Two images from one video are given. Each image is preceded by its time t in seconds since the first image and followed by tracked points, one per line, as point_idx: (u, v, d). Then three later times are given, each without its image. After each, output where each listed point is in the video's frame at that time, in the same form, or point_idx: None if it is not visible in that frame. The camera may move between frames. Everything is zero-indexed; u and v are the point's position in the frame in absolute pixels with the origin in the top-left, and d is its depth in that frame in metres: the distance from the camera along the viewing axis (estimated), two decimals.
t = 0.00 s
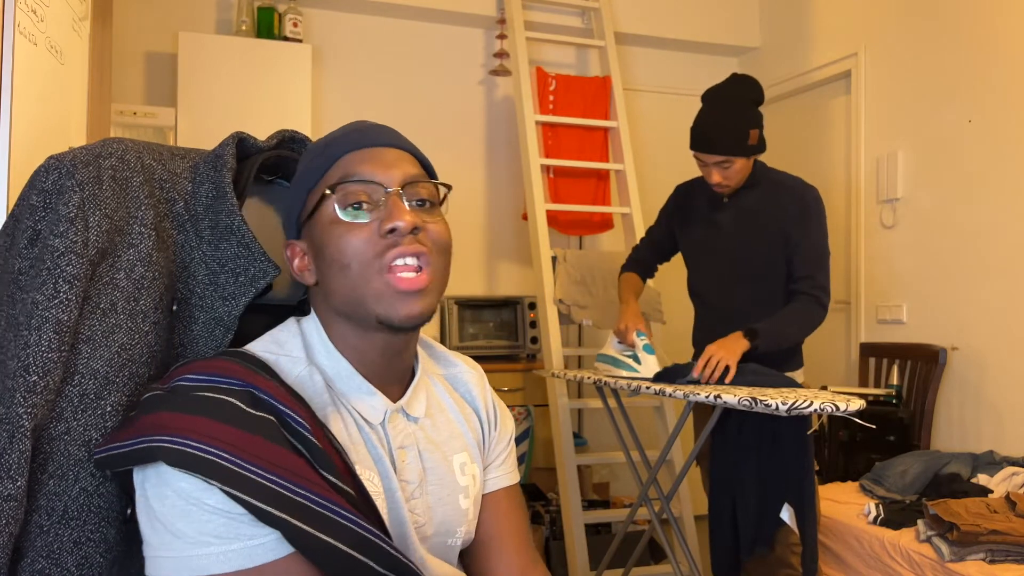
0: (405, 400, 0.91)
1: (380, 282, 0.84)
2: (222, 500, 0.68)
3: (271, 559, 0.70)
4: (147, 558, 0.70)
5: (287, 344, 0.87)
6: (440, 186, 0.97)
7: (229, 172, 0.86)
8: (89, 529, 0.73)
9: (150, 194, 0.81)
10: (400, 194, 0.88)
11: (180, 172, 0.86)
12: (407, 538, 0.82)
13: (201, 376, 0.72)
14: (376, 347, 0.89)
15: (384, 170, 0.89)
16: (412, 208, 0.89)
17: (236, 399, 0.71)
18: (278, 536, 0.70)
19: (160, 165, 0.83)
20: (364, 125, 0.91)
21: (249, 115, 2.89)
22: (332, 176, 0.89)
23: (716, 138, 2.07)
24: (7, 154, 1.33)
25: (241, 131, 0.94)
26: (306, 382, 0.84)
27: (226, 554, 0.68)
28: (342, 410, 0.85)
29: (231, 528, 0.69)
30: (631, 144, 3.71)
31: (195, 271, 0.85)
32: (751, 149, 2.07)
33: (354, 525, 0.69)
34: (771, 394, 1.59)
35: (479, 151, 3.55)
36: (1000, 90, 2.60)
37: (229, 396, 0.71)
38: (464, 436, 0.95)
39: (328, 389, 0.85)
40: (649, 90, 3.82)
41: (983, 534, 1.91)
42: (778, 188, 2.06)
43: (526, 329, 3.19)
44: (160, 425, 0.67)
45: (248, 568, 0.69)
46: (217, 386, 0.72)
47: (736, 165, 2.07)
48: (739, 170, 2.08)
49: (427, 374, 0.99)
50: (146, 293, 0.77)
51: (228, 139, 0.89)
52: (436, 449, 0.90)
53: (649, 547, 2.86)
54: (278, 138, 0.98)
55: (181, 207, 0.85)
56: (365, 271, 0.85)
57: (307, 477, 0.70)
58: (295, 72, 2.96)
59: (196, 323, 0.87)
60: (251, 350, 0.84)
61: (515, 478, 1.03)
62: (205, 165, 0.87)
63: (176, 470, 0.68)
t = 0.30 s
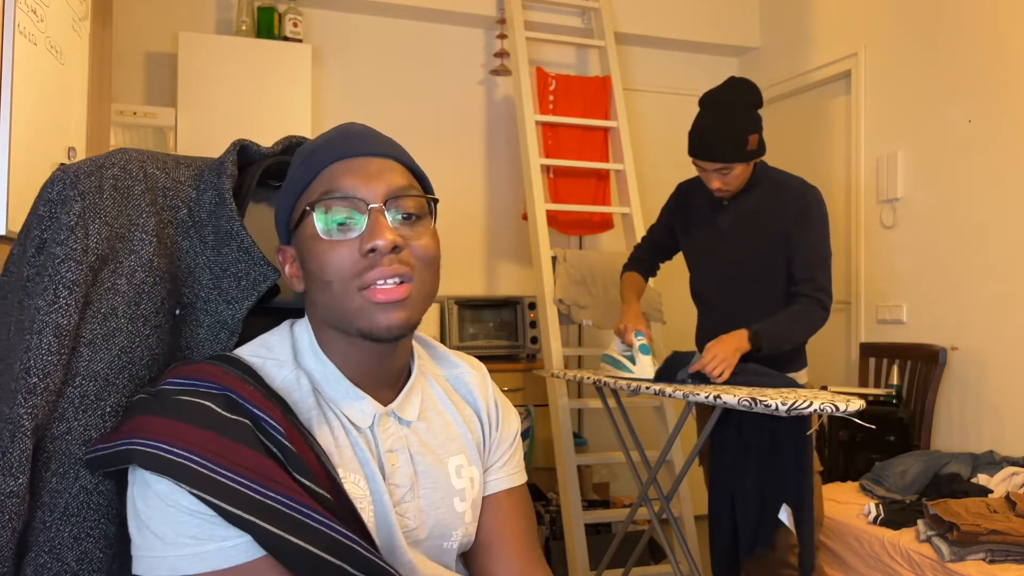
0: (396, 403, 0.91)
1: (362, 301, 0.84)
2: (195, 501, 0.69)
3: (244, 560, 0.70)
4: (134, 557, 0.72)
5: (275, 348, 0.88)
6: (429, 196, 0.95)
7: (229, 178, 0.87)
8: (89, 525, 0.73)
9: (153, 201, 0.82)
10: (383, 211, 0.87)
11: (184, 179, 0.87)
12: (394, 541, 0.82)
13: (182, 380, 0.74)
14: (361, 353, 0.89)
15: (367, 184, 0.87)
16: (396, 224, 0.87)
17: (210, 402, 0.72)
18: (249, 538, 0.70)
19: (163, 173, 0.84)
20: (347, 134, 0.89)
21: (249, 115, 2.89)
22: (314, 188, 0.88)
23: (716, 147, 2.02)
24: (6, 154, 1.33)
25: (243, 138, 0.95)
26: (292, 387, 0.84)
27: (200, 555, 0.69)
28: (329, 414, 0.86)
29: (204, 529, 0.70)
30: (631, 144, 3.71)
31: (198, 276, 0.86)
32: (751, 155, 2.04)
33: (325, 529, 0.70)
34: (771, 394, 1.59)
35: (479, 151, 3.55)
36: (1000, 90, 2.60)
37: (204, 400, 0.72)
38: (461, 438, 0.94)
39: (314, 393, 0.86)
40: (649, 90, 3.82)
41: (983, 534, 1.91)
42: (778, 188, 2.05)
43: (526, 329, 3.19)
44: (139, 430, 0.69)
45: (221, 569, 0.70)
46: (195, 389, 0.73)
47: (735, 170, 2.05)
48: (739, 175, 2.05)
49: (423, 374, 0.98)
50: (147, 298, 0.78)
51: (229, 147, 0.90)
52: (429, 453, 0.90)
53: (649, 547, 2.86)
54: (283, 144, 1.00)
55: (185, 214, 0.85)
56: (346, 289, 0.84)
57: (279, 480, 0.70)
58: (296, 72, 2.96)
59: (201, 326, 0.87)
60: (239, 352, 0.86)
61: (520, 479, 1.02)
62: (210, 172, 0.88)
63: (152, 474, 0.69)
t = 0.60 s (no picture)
0: (392, 404, 0.91)
1: (348, 302, 0.84)
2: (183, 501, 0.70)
3: (230, 560, 0.70)
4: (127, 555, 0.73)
5: (270, 350, 0.88)
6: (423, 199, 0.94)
7: (234, 182, 0.88)
8: (93, 522, 0.74)
9: (159, 206, 0.83)
10: (370, 213, 0.87)
11: (192, 184, 0.88)
12: (386, 544, 0.82)
13: (174, 381, 0.74)
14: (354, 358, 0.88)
15: (355, 186, 0.87)
16: (383, 226, 0.87)
17: (197, 404, 0.72)
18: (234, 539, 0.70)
19: (171, 178, 0.86)
20: (337, 136, 0.90)
21: (250, 115, 2.89)
22: (305, 191, 0.88)
23: (720, 154, 2.00)
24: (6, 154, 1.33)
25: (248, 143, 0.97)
26: (285, 389, 0.85)
27: (188, 554, 0.70)
28: (321, 415, 0.86)
29: (192, 529, 0.70)
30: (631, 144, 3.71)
31: (205, 278, 0.87)
32: (753, 160, 2.02)
33: (309, 531, 0.70)
34: (771, 394, 1.59)
35: (479, 151, 3.55)
36: (1000, 90, 2.60)
37: (190, 401, 0.73)
38: (459, 440, 0.94)
39: (307, 394, 0.86)
40: (650, 90, 3.82)
41: (983, 534, 1.91)
42: (778, 188, 2.05)
43: (526, 329, 3.19)
44: (130, 431, 0.70)
45: (209, 568, 0.70)
46: (184, 389, 0.74)
47: (737, 176, 2.03)
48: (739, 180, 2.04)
49: (421, 374, 0.98)
50: (152, 300, 0.79)
51: (233, 152, 0.92)
52: (424, 455, 0.89)
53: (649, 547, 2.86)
54: (287, 149, 1.01)
55: (191, 217, 0.86)
56: (332, 292, 0.84)
57: (263, 482, 0.70)
58: (296, 72, 2.96)
59: (209, 327, 0.88)
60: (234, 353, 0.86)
61: (526, 479, 1.02)
62: (216, 176, 0.89)
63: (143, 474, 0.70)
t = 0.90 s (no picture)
0: (393, 404, 0.91)
1: (350, 299, 0.84)
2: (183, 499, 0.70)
3: (229, 558, 0.70)
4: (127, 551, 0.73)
5: (272, 349, 0.88)
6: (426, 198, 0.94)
7: (236, 183, 0.88)
8: (95, 521, 0.74)
9: (162, 206, 0.83)
10: (375, 211, 0.87)
11: (195, 184, 0.88)
12: (385, 544, 0.82)
13: (179, 380, 0.74)
14: (356, 358, 0.89)
15: (359, 183, 0.87)
16: (387, 224, 0.87)
17: (199, 403, 0.72)
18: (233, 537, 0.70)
19: (174, 178, 0.86)
20: (341, 134, 0.90)
21: (249, 115, 2.89)
22: (310, 188, 0.88)
23: (721, 156, 1.98)
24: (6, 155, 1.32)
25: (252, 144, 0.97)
26: (286, 388, 0.85)
27: (187, 551, 0.69)
28: (323, 414, 0.86)
29: (192, 526, 0.70)
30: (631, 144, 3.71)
31: (208, 278, 0.87)
32: (753, 164, 2.01)
33: (309, 530, 0.70)
34: (771, 394, 1.59)
35: (478, 151, 3.55)
36: (1000, 91, 2.60)
37: (194, 400, 0.73)
38: (460, 440, 0.94)
39: (308, 394, 0.86)
40: (650, 90, 3.82)
41: (983, 534, 1.91)
42: (779, 188, 2.05)
43: (526, 329, 3.19)
44: (134, 428, 0.70)
45: (208, 566, 0.70)
46: (187, 389, 0.74)
47: (737, 179, 2.02)
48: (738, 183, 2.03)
49: (423, 374, 0.98)
50: (154, 300, 0.79)
51: (236, 153, 0.92)
52: (425, 455, 0.89)
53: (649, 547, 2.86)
54: (291, 149, 1.01)
55: (194, 217, 0.86)
56: (335, 288, 0.84)
57: (262, 480, 0.70)
58: (296, 72, 2.96)
59: (212, 327, 0.88)
60: (237, 353, 0.86)
61: (529, 481, 1.02)
62: (219, 176, 0.89)
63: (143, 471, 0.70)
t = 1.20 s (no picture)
0: (396, 403, 0.91)
1: (369, 301, 0.84)
2: (190, 497, 0.70)
3: (237, 556, 0.70)
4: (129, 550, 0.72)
5: (275, 347, 0.88)
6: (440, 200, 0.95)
7: (235, 181, 0.88)
8: (94, 522, 0.74)
9: (160, 205, 0.83)
10: (396, 211, 0.87)
11: (193, 183, 0.88)
12: (389, 543, 0.82)
13: (183, 377, 0.74)
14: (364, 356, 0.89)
15: (382, 182, 0.87)
16: (407, 225, 0.88)
17: (208, 401, 0.72)
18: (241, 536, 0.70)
19: (172, 177, 0.86)
20: (365, 132, 0.90)
21: (249, 115, 2.89)
22: (330, 184, 0.88)
23: (720, 157, 1.98)
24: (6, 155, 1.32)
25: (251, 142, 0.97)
26: (291, 386, 0.85)
27: (193, 550, 0.69)
28: (328, 413, 0.86)
29: (198, 525, 0.70)
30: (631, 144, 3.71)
31: (206, 277, 0.87)
32: (754, 165, 2.01)
33: (317, 528, 0.70)
34: (771, 394, 1.59)
35: (478, 150, 3.55)
36: (1000, 91, 2.60)
37: (201, 398, 0.72)
38: (461, 440, 0.94)
39: (313, 393, 0.86)
40: (650, 90, 3.82)
41: (983, 534, 1.91)
42: (779, 188, 2.05)
43: (526, 329, 3.18)
44: (140, 426, 0.70)
45: (214, 565, 0.70)
46: (194, 386, 0.73)
47: (739, 181, 2.02)
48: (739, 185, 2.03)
49: (425, 374, 0.98)
50: (153, 299, 0.79)
51: (235, 151, 0.92)
52: (428, 454, 0.89)
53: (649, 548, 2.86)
54: (290, 147, 1.01)
55: (192, 215, 0.86)
56: (353, 286, 0.84)
57: (270, 478, 0.70)
58: (295, 72, 2.95)
59: (210, 327, 0.88)
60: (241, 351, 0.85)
61: (526, 482, 1.02)
62: (217, 175, 0.89)
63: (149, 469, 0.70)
